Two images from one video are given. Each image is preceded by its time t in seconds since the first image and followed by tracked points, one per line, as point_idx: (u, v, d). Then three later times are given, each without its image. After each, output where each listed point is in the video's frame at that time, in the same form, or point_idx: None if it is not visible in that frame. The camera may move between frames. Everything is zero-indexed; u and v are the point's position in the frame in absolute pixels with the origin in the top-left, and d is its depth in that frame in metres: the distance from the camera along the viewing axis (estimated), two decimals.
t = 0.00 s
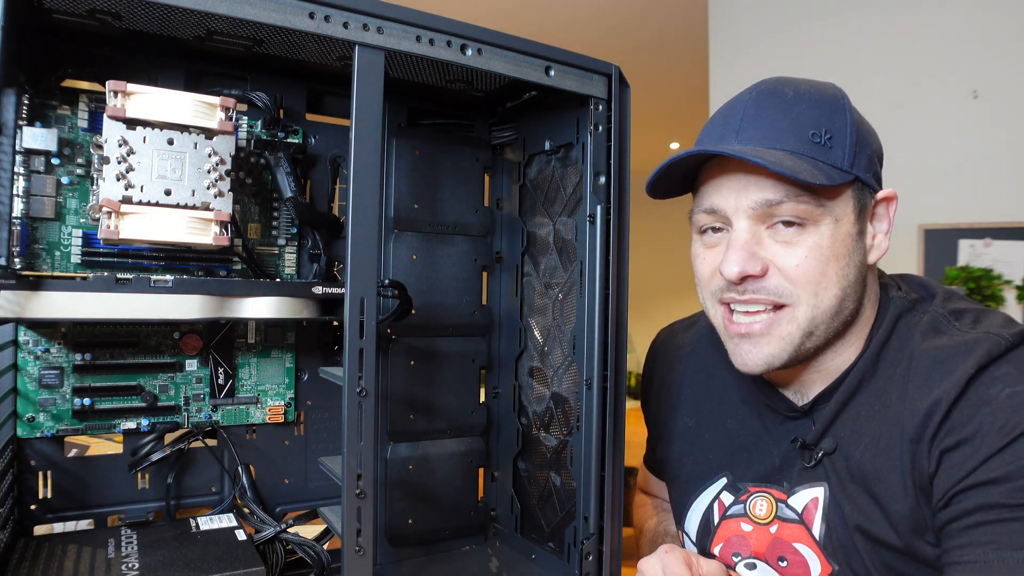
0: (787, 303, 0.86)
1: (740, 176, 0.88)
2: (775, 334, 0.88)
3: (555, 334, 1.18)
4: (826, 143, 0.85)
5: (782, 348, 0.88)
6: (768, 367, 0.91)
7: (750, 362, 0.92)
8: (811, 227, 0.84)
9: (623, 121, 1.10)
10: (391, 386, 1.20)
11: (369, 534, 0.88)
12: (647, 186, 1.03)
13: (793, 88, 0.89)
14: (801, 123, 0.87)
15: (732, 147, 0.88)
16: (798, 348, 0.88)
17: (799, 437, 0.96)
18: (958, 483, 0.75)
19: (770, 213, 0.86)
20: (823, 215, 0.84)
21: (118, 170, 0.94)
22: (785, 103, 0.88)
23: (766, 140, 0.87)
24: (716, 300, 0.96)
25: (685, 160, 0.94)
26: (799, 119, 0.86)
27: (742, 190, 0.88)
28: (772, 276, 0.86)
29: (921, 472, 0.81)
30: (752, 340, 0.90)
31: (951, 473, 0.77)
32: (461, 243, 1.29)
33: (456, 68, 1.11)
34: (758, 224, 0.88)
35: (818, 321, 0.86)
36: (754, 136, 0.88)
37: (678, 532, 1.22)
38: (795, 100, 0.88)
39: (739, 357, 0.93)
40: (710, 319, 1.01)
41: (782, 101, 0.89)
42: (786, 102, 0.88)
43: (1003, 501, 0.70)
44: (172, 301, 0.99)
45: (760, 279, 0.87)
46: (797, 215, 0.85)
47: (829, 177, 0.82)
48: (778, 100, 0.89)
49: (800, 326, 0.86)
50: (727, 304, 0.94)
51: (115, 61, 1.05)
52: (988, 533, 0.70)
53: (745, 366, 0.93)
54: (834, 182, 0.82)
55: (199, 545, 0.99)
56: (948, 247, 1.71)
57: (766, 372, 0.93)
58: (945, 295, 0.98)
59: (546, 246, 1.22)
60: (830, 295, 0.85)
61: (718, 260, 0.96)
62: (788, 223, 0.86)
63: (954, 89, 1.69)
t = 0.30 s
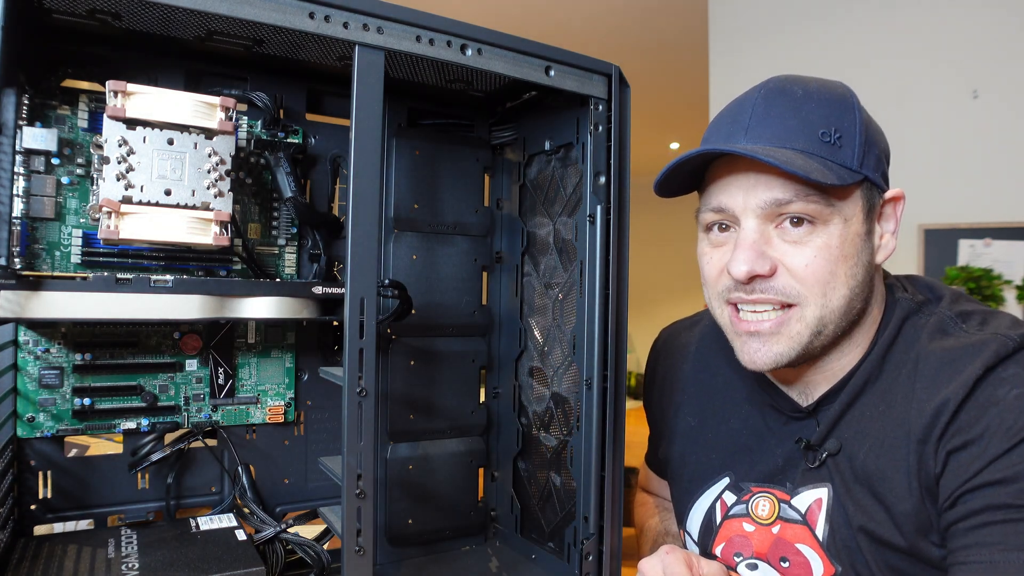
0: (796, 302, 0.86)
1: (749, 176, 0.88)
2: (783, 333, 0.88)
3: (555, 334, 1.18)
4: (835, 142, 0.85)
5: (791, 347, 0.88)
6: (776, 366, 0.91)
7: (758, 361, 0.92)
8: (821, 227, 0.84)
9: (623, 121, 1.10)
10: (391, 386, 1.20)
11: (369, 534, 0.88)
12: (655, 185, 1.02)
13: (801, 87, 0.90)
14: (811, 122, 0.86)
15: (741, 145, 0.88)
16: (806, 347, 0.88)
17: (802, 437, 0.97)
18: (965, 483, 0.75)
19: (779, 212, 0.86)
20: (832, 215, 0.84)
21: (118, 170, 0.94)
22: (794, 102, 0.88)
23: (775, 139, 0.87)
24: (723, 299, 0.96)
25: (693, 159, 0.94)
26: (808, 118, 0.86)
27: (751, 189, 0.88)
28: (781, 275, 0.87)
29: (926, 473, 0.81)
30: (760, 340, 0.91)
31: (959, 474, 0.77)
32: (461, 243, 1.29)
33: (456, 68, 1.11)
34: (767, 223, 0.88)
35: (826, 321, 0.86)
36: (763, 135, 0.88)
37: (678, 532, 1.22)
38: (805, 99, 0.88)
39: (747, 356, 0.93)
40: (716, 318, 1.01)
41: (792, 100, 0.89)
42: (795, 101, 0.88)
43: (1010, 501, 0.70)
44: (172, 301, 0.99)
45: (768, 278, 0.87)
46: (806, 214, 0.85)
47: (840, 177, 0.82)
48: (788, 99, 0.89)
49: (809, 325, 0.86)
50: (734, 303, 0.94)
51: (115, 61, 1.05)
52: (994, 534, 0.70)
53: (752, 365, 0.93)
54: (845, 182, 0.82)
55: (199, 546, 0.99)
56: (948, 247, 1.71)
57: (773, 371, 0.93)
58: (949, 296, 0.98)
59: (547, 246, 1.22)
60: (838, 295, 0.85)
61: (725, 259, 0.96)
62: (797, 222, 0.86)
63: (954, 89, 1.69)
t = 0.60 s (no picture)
0: (795, 301, 0.86)
1: (748, 175, 0.88)
2: (782, 333, 0.88)
3: (555, 334, 1.18)
4: (835, 142, 0.85)
5: (790, 347, 0.88)
6: (776, 367, 0.91)
7: (758, 361, 0.92)
8: (820, 227, 0.84)
9: (623, 121, 1.10)
10: (391, 386, 1.20)
11: (369, 534, 0.88)
12: (654, 184, 1.02)
13: (801, 87, 0.90)
14: (811, 122, 0.86)
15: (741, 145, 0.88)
16: (805, 347, 0.88)
17: (801, 437, 0.97)
18: (964, 484, 0.75)
19: (779, 212, 0.86)
20: (832, 215, 0.84)
21: (118, 170, 0.94)
22: (794, 101, 0.88)
23: (775, 139, 0.87)
24: (722, 298, 0.97)
25: (692, 159, 0.94)
26: (808, 118, 0.86)
27: (750, 189, 0.88)
28: (780, 274, 0.87)
29: (926, 473, 0.81)
30: (760, 340, 0.91)
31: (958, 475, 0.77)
32: (461, 243, 1.29)
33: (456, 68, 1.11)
34: (766, 223, 0.88)
35: (826, 320, 0.86)
36: (763, 135, 0.88)
37: (678, 532, 1.22)
38: (805, 98, 0.88)
39: (747, 356, 0.93)
40: (715, 318, 1.01)
41: (792, 99, 0.89)
42: (795, 100, 0.88)
43: (1010, 501, 0.70)
44: (172, 301, 0.99)
45: (767, 277, 0.87)
46: (806, 214, 0.85)
47: (839, 177, 0.82)
48: (788, 98, 0.89)
49: (808, 325, 0.86)
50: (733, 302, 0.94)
51: (115, 61, 1.05)
52: (994, 534, 0.70)
53: (752, 365, 0.93)
54: (844, 182, 0.82)
55: (198, 546, 0.99)
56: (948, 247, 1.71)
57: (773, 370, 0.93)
58: (949, 296, 0.98)
59: (547, 246, 1.22)
60: (837, 295, 0.85)
61: (724, 258, 0.96)
62: (796, 222, 0.86)
63: (954, 89, 1.69)
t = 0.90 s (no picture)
0: (775, 297, 0.87)
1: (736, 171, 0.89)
2: (762, 327, 0.89)
3: (555, 334, 1.18)
4: (825, 140, 0.85)
5: (770, 342, 0.89)
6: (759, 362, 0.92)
7: (739, 355, 0.92)
8: (802, 225, 0.84)
9: (623, 121, 1.10)
10: (391, 386, 1.20)
11: (369, 534, 0.88)
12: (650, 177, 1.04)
13: (803, 87, 0.90)
14: (803, 121, 0.87)
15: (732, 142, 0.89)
16: (785, 344, 0.88)
17: (805, 435, 0.96)
18: (966, 484, 0.76)
19: (763, 208, 0.87)
20: (814, 214, 0.84)
21: (118, 170, 0.94)
22: (793, 100, 0.89)
23: (765, 137, 0.89)
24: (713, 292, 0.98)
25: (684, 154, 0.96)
26: (801, 116, 0.87)
27: (735, 184, 0.89)
28: (759, 270, 0.87)
29: (928, 473, 0.81)
30: (741, 334, 0.91)
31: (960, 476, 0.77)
32: (461, 243, 1.29)
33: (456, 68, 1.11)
34: (751, 219, 0.88)
35: (805, 318, 0.86)
36: (756, 134, 0.90)
37: (679, 532, 1.22)
38: (803, 97, 0.89)
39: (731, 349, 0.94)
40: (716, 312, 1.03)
41: (790, 98, 0.89)
42: (793, 99, 0.89)
43: (1012, 501, 0.70)
44: (172, 301, 0.99)
45: (746, 271, 0.88)
46: (788, 211, 0.85)
47: (817, 173, 0.82)
48: (787, 97, 0.90)
49: (787, 321, 0.87)
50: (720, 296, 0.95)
51: (115, 61, 1.05)
52: (995, 533, 0.70)
53: (736, 359, 0.94)
54: (821, 179, 0.81)
55: (198, 546, 0.99)
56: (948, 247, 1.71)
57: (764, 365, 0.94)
58: (955, 297, 0.98)
59: (547, 246, 1.22)
60: (818, 295, 0.85)
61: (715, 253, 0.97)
62: (780, 219, 0.86)
63: (954, 89, 1.69)
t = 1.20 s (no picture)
0: (779, 294, 0.87)
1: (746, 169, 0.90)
2: (765, 323, 0.89)
3: (555, 334, 1.18)
4: (837, 140, 0.84)
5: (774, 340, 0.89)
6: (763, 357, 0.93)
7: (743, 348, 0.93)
8: (809, 224, 0.84)
9: (623, 122, 1.10)
10: (391, 385, 1.20)
11: (369, 534, 0.88)
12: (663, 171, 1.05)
13: (821, 83, 0.89)
14: (815, 119, 0.87)
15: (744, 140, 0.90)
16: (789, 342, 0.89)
17: (813, 431, 0.97)
18: (965, 463, 0.76)
19: (771, 205, 0.87)
20: (822, 213, 0.84)
21: (118, 170, 0.94)
22: (809, 96, 0.88)
23: (775, 135, 0.89)
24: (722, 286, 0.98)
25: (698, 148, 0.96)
26: (812, 115, 0.87)
27: (747, 180, 0.88)
28: (764, 267, 0.87)
29: (928, 460, 0.81)
30: (744, 328, 0.92)
31: (957, 459, 0.77)
32: (461, 243, 1.29)
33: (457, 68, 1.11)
34: (760, 215, 0.88)
35: (808, 317, 0.87)
36: (768, 130, 0.90)
37: (679, 531, 1.23)
38: (820, 94, 0.88)
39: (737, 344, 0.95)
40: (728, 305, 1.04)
41: (807, 95, 0.89)
42: (810, 96, 0.88)
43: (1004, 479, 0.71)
44: (172, 301, 1.00)
45: (752, 267, 0.88)
46: (796, 210, 0.85)
47: (824, 174, 0.82)
48: (803, 94, 0.89)
49: (790, 319, 0.87)
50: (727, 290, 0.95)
51: (115, 61, 1.05)
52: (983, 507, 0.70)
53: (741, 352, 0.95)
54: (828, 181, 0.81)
55: (198, 546, 0.99)
56: (948, 248, 1.70)
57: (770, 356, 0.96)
58: (971, 300, 0.98)
59: (547, 246, 1.22)
60: (822, 295, 0.85)
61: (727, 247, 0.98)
62: (788, 217, 0.86)
63: (953, 89, 1.69)
